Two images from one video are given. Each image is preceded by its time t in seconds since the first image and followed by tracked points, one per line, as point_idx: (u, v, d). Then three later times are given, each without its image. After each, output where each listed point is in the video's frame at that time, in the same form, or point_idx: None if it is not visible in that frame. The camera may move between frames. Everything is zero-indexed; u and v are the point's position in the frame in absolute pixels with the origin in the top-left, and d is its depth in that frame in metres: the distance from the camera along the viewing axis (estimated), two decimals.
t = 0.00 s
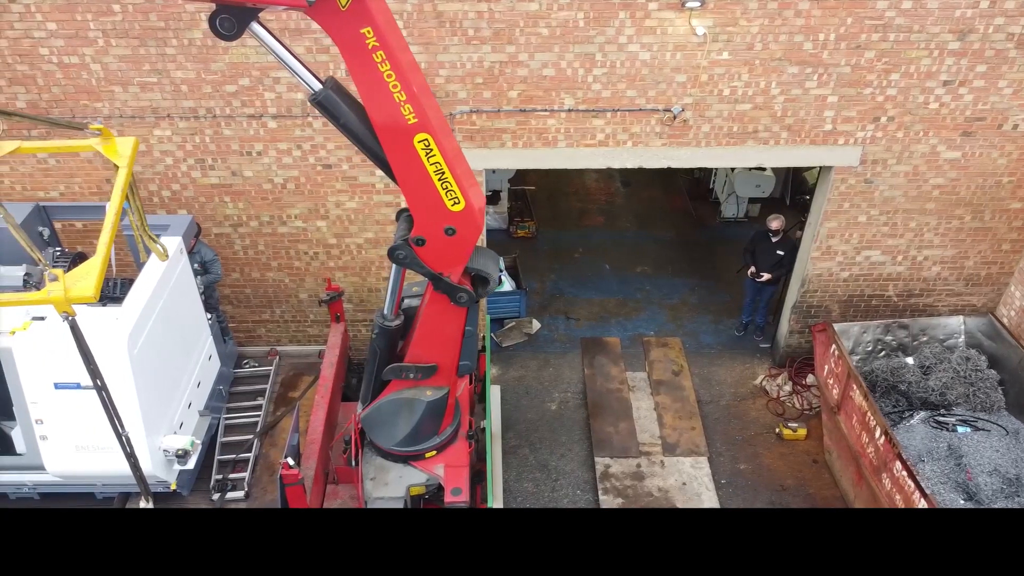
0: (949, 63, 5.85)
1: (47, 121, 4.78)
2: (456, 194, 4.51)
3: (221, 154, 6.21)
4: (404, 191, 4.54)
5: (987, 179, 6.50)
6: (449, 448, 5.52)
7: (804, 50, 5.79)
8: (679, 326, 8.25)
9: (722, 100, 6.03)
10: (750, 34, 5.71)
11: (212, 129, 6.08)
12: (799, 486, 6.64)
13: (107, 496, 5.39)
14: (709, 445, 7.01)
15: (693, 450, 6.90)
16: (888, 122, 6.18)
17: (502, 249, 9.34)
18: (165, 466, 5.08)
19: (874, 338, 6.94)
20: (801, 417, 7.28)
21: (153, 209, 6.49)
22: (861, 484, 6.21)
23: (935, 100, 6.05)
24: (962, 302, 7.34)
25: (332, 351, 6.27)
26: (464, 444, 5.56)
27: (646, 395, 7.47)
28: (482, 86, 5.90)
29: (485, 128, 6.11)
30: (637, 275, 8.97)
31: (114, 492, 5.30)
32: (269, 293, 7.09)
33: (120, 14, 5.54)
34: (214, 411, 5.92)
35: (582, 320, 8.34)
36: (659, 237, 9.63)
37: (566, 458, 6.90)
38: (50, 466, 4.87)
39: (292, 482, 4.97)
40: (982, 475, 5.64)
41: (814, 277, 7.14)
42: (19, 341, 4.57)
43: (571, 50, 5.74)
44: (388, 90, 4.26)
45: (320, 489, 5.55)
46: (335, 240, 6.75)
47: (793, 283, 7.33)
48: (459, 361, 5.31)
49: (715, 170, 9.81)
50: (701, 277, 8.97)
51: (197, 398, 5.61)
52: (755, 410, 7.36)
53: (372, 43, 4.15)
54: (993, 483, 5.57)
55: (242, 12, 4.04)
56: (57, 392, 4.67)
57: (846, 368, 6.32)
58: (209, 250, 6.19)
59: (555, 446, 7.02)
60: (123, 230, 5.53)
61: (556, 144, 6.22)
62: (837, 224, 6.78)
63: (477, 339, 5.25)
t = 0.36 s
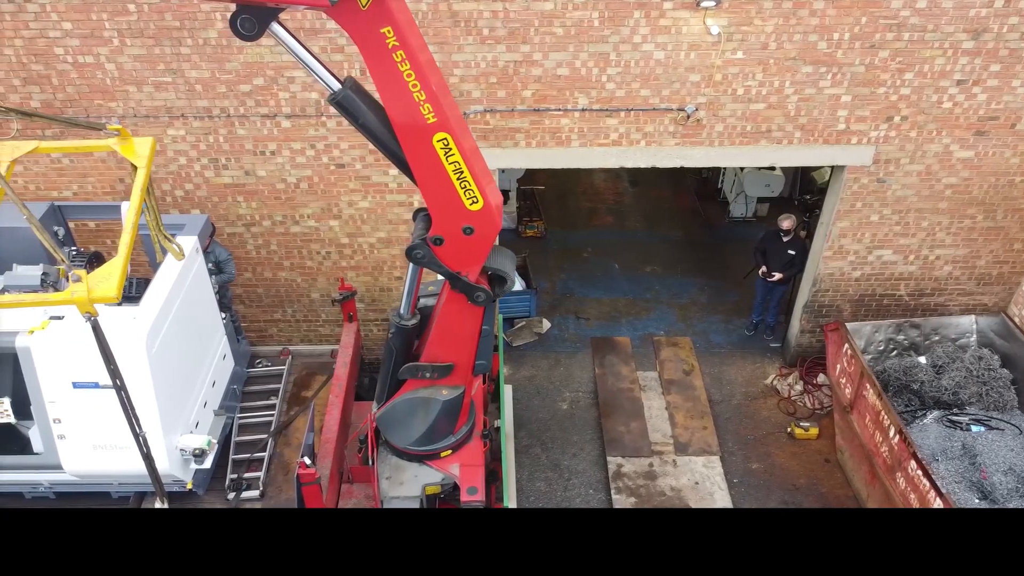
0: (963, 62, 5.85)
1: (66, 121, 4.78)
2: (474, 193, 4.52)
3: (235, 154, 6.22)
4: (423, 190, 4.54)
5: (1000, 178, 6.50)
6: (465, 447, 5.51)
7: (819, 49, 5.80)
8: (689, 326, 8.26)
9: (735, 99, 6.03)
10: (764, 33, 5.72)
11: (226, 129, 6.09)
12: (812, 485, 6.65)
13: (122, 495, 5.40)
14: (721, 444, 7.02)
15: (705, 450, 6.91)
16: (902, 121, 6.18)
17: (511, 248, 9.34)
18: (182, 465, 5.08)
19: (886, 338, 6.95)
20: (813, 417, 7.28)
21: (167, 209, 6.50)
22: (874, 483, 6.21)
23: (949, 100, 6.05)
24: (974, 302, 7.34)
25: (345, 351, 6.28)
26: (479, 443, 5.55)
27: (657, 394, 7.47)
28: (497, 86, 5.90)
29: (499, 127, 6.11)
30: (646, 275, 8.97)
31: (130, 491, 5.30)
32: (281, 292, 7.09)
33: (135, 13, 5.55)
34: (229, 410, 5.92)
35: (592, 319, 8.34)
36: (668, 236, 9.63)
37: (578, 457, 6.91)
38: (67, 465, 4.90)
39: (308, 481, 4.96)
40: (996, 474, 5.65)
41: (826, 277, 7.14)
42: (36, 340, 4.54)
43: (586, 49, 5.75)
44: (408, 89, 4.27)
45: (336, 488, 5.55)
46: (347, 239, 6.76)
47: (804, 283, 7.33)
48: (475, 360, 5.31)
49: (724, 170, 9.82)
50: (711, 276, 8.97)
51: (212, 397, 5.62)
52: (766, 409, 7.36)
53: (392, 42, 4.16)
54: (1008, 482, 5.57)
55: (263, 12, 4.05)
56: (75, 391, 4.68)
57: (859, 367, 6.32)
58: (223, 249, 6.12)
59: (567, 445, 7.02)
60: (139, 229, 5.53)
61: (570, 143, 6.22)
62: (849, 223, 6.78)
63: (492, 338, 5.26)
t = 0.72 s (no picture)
0: (977, 62, 5.86)
1: (82, 121, 4.71)
2: (492, 192, 4.52)
3: (249, 153, 6.23)
4: (441, 189, 4.55)
5: (1012, 177, 6.51)
6: (480, 447, 5.52)
7: (832, 48, 5.80)
8: (699, 325, 8.27)
9: (749, 99, 6.04)
10: (778, 33, 5.72)
11: (240, 128, 6.10)
12: (824, 484, 6.66)
13: (138, 495, 5.41)
14: (733, 444, 7.03)
15: (717, 449, 6.92)
16: (915, 121, 6.19)
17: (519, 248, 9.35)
18: (199, 464, 5.10)
19: (897, 337, 6.98)
20: (824, 416, 7.28)
21: (180, 208, 6.51)
22: (887, 482, 6.22)
23: (962, 99, 6.06)
24: (985, 300, 7.35)
25: (359, 350, 6.29)
26: (494, 442, 5.55)
27: (668, 393, 7.48)
28: (511, 85, 5.91)
29: (512, 127, 6.12)
30: (656, 274, 8.98)
31: (146, 491, 5.32)
32: (293, 292, 7.10)
33: (151, 13, 5.55)
34: (243, 410, 5.93)
35: (602, 319, 8.36)
36: (677, 236, 9.63)
37: (589, 457, 6.92)
38: (85, 465, 4.92)
39: (325, 480, 4.98)
40: (1011, 473, 5.66)
41: (837, 276, 7.15)
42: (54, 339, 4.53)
43: (600, 49, 5.75)
44: (427, 89, 4.28)
45: (351, 487, 5.56)
46: (360, 239, 6.76)
47: (815, 282, 7.34)
48: (491, 360, 5.31)
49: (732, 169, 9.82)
50: (720, 275, 8.98)
51: (228, 396, 5.64)
52: (777, 409, 7.38)
53: (411, 42, 4.17)
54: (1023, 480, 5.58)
55: (284, 13, 4.05)
56: (94, 390, 4.70)
57: (872, 366, 6.34)
58: (237, 249, 6.16)
59: (578, 444, 7.03)
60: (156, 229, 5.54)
61: (583, 143, 6.23)
62: (861, 223, 6.78)
63: (509, 338, 5.25)
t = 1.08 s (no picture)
0: (992, 62, 5.87)
1: (102, 125, 4.69)
2: (514, 193, 4.52)
3: (265, 154, 6.24)
4: (462, 190, 4.55)
5: None
6: (498, 447, 5.52)
7: (848, 49, 5.81)
8: (711, 325, 8.27)
9: (765, 99, 6.04)
10: (795, 33, 5.73)
11: (256, 129, 6.10)
12: (838, 484, 6.67)
13: (157, 495, 5.42)
14: (747, 444, 7.03)
15: (731, 449, 6.93)
16: (930, 121, 6.19)
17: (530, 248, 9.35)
18: (218, 464, 5.11)
19: (911, 337, 6.97)
20: (837, 416, 7.29)
21: (195, 209, 6.52)
22: (902, 482, 6.23)
23: (977, 100, 6.06)
24: (997, 300, 7.36)
25: (374, 350, 6.31)
26: (511, 442, 5.55)
27: (681, 393, 7.49)
28: (527, 85, 5.91)
29: (528, 127, 6.12)
30: (666, 274, 8.99)
31: (165, 491, 5.33)
32: (307, 292, 7.10)
33: (169, 14, 5.56)
34: (259, 410, 5.95)
35: (613, 319, 8.37)
36: (686, 236, 9.63)
37: (603, 457, 6.93)
38: (105, 465, 4.93)
39: (345, 480, 4.99)
40: None
41: (851, 276, 7.15)
42: (76, 339, 4.53)
43: (616, 49, 5.76)
44: (449, 90, 4.28)
45: (369, 487, 5.57)
46: (374, 239, 6.77)
47: (828, 282, 7.34)
48: (510, 360, 5.32)
49: (742, 169, 9.83)
50: (730, 275, 8.98)
51: (245, 397, 5.65)
52: (790, 409, 7.38)
53: (434, 44, 4.17)
54: None
55: (307, 15, 4.05)
56: (115, 391, 4.71)
57: (887, 366, 6.34)
58: (253, 249, 6.18)
59: (592, 444, 7.04)
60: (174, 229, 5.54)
61: (598, 143, 6.23)
62: (875, 223, 6.79)
63: (528, 338, 5.25)
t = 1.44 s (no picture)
0: (1009, 63, 5.87)
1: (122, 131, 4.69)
2: (536, 194, 4.52)
3: (281, 154, 6.24)
4: (484, 192, 4.54)
5: None
6: (515, 447, 5.52)
7: (865, 49, 5.81)
8: (723, 326, 8.27)
9: (781, 100, 6.04)
10: (812, 34, 5.73)
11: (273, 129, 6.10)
12: (852, 484, 6.67)
13: (175, 495, 5.42)
14: (761, 444, 7.04)
15: (745, 449, 6.94)
16: (946, 121, 6.19)
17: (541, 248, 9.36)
18: (238, 465, 5.12)
19: (925, 337, 6.95)
20: (851, 416, 7.29)
21: (210, 209, 6.52)
22: (918, 481, 6.23)
23: (994, 100, 6.06)
24: (1011, 300, 7.37)
25: (390, 350, 6.31)
26: (529, 443, 5.55)
27: (694, 394, 7.49)
28: (544, 86, 5.91)
29: (544, 128, 6.12)
30: (677, 275, 8.99)
31: (183, 492, 5.33)
32: (321, 292, 7.11)
33: (187, 14, 5.56)
34: (276, 410, 5.95)
35: (625, 319, 8.37)
36: (697, 236, 9.63)
37: (617, 457, 6.93)
38: (125, 465, 4.93)
39: (364, 481, 5.00)
40: None
41: (865, 276, 7.15)
42: (98, 341, 4.54)
43: (634, 50, 5.76)
44: (472, 91, 4.28)
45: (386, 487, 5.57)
46: (389, 240, 6.77)
47: (842, 283, 7.35)
48: (529, 360, 5.32)
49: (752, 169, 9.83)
50: (742, 275, 8.97)
51: (263, 397, 5.64)
52: (803, 409, 7.39)
53: (458, 45, 4.17)
54: None
55: (332, 18, 4.04)
56: (137, 392, 4.71)
57: (903, 366, 6.34)
58: (270, 250, 6.17)
59: (606, 444, 7.04)
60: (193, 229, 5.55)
61: (614, 143, 6.23)
62: (890, 223, 6.79)
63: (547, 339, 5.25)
